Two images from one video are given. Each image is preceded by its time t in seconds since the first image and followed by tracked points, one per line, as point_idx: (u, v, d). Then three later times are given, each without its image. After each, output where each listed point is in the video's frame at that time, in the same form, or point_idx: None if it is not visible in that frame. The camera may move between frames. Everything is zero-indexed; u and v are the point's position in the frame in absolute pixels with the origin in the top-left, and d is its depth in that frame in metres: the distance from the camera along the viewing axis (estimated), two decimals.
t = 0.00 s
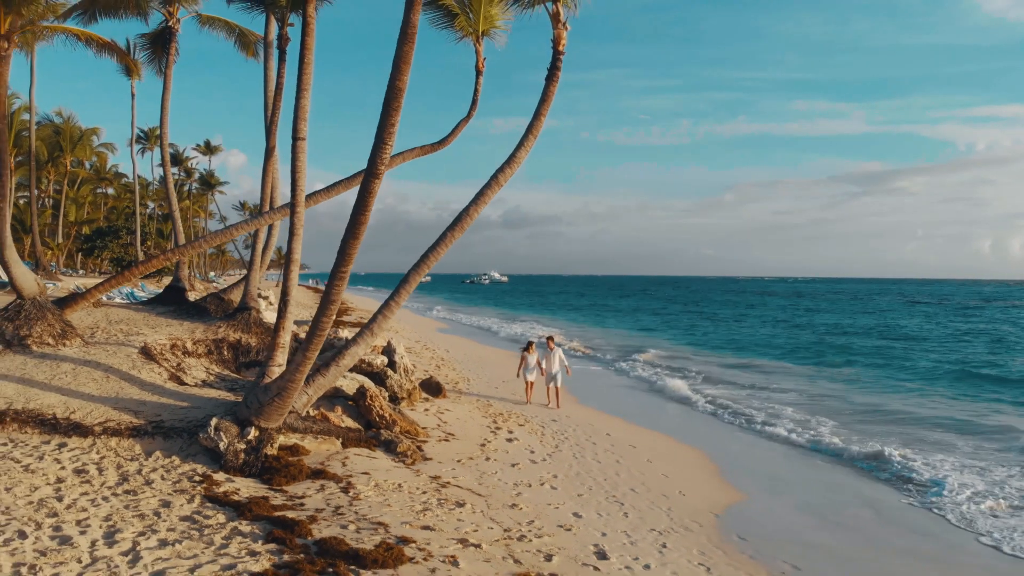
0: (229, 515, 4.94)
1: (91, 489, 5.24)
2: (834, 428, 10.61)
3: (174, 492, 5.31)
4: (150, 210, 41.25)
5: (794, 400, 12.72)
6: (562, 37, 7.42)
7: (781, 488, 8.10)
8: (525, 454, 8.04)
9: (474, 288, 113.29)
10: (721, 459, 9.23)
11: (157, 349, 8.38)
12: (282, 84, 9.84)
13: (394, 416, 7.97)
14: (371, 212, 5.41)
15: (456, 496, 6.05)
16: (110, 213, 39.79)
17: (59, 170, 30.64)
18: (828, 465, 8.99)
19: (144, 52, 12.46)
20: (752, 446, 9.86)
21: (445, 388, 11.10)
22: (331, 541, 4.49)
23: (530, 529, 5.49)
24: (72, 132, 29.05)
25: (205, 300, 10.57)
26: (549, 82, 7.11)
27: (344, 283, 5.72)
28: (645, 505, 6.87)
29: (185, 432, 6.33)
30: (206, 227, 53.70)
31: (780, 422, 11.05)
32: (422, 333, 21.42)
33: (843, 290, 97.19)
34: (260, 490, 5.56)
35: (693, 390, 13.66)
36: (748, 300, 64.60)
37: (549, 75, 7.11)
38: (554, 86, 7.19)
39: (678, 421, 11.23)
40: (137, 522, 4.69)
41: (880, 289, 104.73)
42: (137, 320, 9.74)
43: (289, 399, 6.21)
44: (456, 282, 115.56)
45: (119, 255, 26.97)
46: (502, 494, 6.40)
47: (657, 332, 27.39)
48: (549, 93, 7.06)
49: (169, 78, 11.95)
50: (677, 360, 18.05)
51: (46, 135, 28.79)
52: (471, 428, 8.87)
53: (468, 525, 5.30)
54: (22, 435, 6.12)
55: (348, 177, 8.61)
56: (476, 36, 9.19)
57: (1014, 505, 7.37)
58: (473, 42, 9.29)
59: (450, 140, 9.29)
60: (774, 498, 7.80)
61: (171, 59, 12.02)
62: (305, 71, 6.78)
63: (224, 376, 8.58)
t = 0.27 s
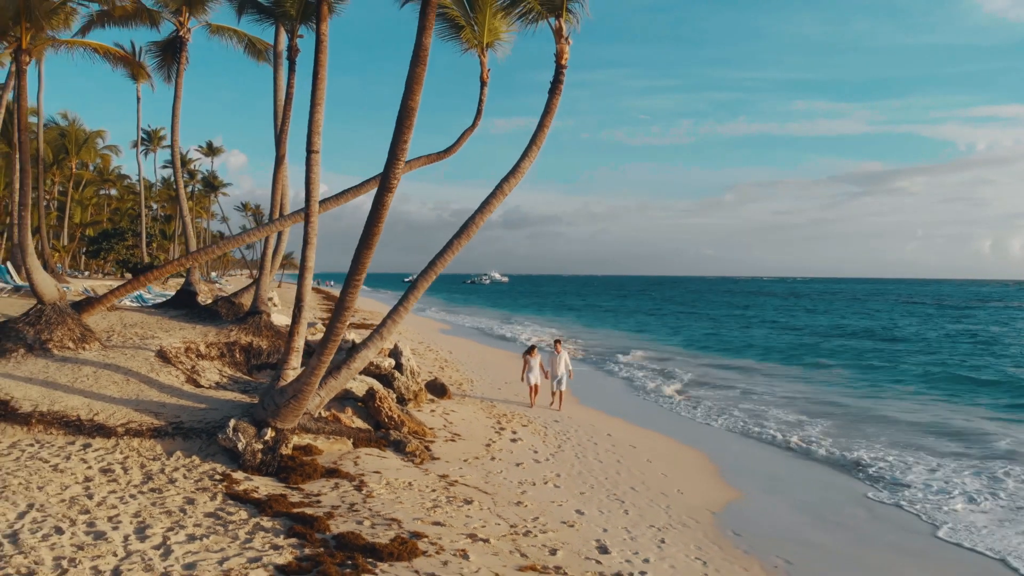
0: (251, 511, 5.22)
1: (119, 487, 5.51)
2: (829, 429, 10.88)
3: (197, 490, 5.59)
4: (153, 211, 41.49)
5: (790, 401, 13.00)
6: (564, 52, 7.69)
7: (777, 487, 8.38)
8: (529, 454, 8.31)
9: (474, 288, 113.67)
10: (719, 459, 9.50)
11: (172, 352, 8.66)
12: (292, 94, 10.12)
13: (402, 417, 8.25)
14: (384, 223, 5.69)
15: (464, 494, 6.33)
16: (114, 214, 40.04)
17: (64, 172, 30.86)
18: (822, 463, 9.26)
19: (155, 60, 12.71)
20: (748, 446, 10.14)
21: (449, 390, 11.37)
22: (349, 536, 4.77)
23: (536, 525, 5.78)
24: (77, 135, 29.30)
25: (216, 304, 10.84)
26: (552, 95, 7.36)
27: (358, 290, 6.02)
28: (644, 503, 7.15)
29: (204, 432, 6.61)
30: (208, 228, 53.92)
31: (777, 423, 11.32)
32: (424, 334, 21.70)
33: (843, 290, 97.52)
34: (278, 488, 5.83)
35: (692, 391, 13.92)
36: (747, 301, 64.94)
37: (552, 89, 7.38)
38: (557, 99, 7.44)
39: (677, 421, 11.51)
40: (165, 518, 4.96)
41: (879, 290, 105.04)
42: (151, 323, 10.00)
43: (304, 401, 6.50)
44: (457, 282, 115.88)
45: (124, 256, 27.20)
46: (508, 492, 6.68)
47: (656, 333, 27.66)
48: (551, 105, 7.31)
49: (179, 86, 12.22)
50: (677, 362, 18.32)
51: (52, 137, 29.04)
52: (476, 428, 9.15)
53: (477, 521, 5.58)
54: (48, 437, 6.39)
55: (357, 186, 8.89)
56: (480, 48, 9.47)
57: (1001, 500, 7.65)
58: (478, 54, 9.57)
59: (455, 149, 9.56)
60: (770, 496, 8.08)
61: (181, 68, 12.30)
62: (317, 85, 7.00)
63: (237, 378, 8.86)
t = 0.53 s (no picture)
0: (267, 509, 5.45)
1: (139, 485, 5.74)
2: (824, 430, 11.11)
3: (215, 488, 5.82)
4: (155, 212, 41.74)
5: (787, 402, 13.24)
6: (567, 64, 7.93)
7: (773, 487, 8.61)
8: (532, 454, 8.54)
9: (474, 288, 114.06)
10: (718, 459, 9.73)
11: (184, 355, 8.89)
12: (300, 102, 10.34)
13: (408, 417, 8.48)
14: (393, 232, 5.92)
15: (470, 492, 6.56)
16: (117, 215, 40.28)
17: (68, 174, 31.05)
18: (817, 462, 9.50)
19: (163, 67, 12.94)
20: (746, 446, 10.37)
21: (453, 391, 11.61)
22: (362, 532, 5.00)
23: (539, 522, 6.01)
24: (81, 137, 29.54)
25: (225, 307, 11.07)
26: (554, 105, 7.58)
27: (367, 295, 6.26)
28: (643, 501, 7.39)
29: (218, 433, 6.84)
30: (210, 229, 54.14)
31: (774, 424, 11.56)
32: (426, 336, 21.94)
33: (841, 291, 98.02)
34: (291, 487, 6.07)
35: (691, 392, 14.16)
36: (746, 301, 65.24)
37: (554, 100, 7.62)
38: (559, 109, 7.66)
39: (676, 422, 11.73)
40: (186, 514, 5.20)
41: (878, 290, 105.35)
42: (161, 326, 10.23)
43: (315, 402, 6.74)
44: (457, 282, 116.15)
45: (127, 258, 27.41)
46: (512, 490, 6.91)
47: (655, 334, 27.91)
48: (554, 115, 7.52)
49: (187, 93, 12.45)
50: (676, 363, 18.57)
51: (56, 139, 29.28)
52: (479, 429, 9.39)
53: (482, 518, 5.82)
54: (67, 437, 6.61)
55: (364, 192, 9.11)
56: (484, 58, 9.69)
57: (990, 499, 7.89)
58: (481, 63, 9.80)
59: (460, 156, 9.78)
60: (766, 495, 8.32)
61: (189, 75, 12.53)
62: (327, 96, 7.20)
63: (247, 380, 9.10)
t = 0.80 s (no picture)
0: (280, 507, 5.67)
1: (156, 484, 5.95)
2: (821, 430, 11.32)
3: (230, 487, 6.04)
4: (158, 213, 41.94)
5: (786, 403, 13.45)
6: (568, 74, 8.17)
7: (769, 486, 8.82)
8: (534, 454, 8.76)
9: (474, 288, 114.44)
10: (716, 459, 9.94)
11: (195, 357, 9.10)
12: (306, 109, 10.56)
13: (413, 418, 8.69)
14: (400, 240, 6.15)
15: (474, 491, 6.78)
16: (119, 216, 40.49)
17: (71, 177, 31.24)
18: (813, 461, 9.71)
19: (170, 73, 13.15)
20: (743, 446, 10.58)
21: (456, 392, 11.82)
22: (373, 529, 5.22)
23: (542, 519, 6.23)
24: (85, 140, 29.75)
25: (233, 309, 11.28)
26: (556, 114, 7.78)
27: (376, 300, 6.48)
28: (643, 499, 7.60)
29: (231, 434, 7.06)
30: (212, 231, 54.32)
31: (772, 424, 11.77)
32: (428, 337, 22.16)
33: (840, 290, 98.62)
34: (302, 486, 6.28)
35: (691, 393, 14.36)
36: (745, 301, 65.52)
37: (556, 109, 7.83)
38: (561, 117, 7.86)
39: (676, 423, 11.94)
40: (204, 512, 5.41)
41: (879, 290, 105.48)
42: (171, 328, 10.44)
43: (325, 404, 6.96)
44: (458, 282, 116.34)
45: (132, 260, 27.60)
46: (515, 489, 7.12)
47: (656, 335, 28.13)
48: (556, 123, 7.72)
49: (195, 99, 12.67)
50: (676, 364, 18.77)
51: (60, 142, 29.49)
52: (483, 429, 9.60)
53: (488, 516, 6.03)
54: (85, 438, 6.82)
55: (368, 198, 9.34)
56: (487, 66, 9.90)
57: (982, 498, 8.09)
58: (484, 71, 10.01)
59: (463, 162, 9.99)
60: (762, 494, 8.53)
61: (196, 82, 12.74)
62: (336, 107, 7.40)
63: (256, 381, 9.31)
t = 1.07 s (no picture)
0: (295, 504, 5.92)
1: (176, 482, 6.20)
2: (817, 430, 11.57)
3: (246, 485, 6.29)
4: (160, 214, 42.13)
5: (783, 404, 13.70)
6: (570, 85, 8.42)
7: (766, 485, 9.07)
8: (537, 454, 9.01)
9: (474, 288, 114.80)
10: (714, 459, 10.19)
11: (207, 360, 9.35)
12: (314, 117, 10.81)
13: (420, 419, 8.95)
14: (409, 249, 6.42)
15: (480, 489, 7.04)
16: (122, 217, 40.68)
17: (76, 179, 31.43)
18: (809, 460, 9.96)
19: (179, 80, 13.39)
20: (741, 446, 10.83)
21: (460, 393, 12.07)
22: (384, 525, 5.48)
23: (545, 516, 6.48)
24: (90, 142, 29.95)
25: (242, 312, 11.54)
26: (558, 124, 8.03)
27: (386, 306, 6.76)
28: (643, 498, 7.86)
29: (245, 434, 7.31)
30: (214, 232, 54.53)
31: (769, 425, 12.03)
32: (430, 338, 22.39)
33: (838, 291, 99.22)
34: (315, 484, 6.54)
35: (690, 394, 14.60)
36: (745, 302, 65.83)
37: (558, 118, 8.07)
38: (563, 127, 8.12)
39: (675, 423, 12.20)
40: (223, 509, 5.66)
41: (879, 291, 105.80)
42: (182, 331, 10.70)
43: (336, 405, 7.23)
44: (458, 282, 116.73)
45: (137, 262, 27.83)
46: (519, 488, 7.38)
47: (655, 336, 28.37)
48: (557, 133, 7.98)
49: (204, 107, 12.92)
50: (676, 365, 19.02)
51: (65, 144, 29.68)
52: (487, 430, 9.85)
53: (493, 513, 6.29)
54: (104, 438, 7.07)
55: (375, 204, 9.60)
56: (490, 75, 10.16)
57: (972, 497, 8.34)
58: (488, 80, 10.27)
59: (467, 169, 10.25)
60: (759, 493, 8.78)
61: (205, 89, 12.98)
62: (347, 119, 7.64)
63: (266, 383, 9.57)
